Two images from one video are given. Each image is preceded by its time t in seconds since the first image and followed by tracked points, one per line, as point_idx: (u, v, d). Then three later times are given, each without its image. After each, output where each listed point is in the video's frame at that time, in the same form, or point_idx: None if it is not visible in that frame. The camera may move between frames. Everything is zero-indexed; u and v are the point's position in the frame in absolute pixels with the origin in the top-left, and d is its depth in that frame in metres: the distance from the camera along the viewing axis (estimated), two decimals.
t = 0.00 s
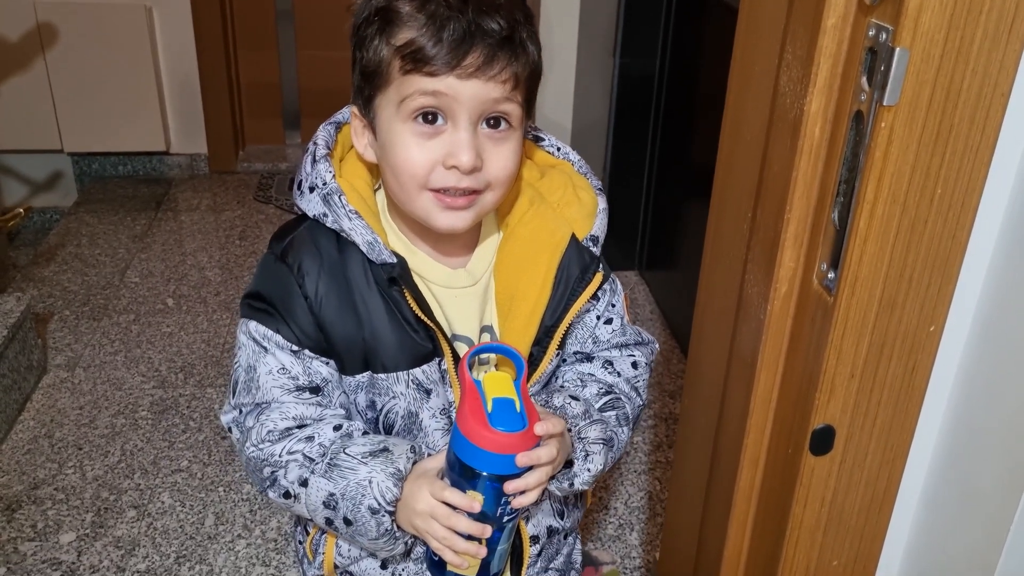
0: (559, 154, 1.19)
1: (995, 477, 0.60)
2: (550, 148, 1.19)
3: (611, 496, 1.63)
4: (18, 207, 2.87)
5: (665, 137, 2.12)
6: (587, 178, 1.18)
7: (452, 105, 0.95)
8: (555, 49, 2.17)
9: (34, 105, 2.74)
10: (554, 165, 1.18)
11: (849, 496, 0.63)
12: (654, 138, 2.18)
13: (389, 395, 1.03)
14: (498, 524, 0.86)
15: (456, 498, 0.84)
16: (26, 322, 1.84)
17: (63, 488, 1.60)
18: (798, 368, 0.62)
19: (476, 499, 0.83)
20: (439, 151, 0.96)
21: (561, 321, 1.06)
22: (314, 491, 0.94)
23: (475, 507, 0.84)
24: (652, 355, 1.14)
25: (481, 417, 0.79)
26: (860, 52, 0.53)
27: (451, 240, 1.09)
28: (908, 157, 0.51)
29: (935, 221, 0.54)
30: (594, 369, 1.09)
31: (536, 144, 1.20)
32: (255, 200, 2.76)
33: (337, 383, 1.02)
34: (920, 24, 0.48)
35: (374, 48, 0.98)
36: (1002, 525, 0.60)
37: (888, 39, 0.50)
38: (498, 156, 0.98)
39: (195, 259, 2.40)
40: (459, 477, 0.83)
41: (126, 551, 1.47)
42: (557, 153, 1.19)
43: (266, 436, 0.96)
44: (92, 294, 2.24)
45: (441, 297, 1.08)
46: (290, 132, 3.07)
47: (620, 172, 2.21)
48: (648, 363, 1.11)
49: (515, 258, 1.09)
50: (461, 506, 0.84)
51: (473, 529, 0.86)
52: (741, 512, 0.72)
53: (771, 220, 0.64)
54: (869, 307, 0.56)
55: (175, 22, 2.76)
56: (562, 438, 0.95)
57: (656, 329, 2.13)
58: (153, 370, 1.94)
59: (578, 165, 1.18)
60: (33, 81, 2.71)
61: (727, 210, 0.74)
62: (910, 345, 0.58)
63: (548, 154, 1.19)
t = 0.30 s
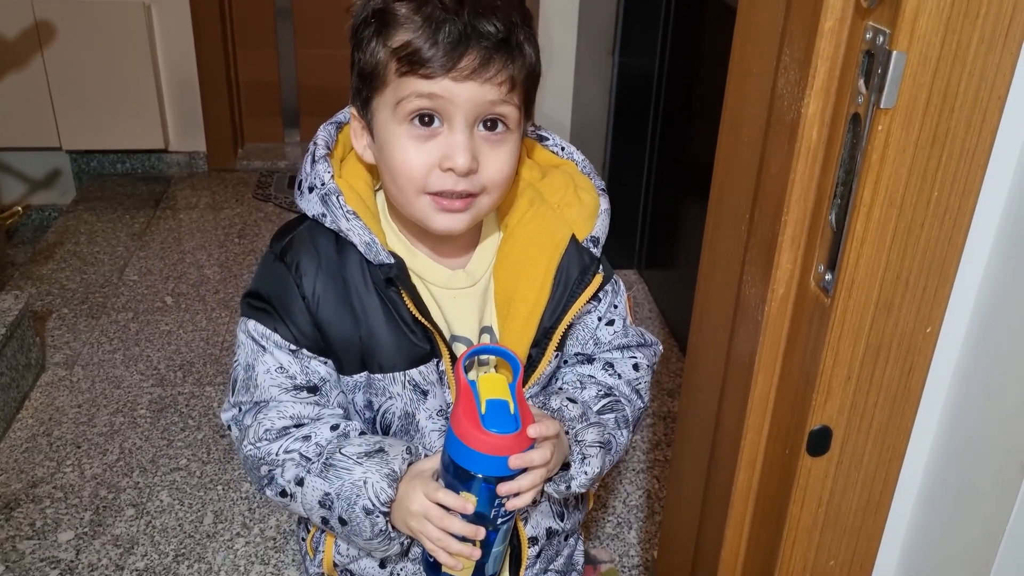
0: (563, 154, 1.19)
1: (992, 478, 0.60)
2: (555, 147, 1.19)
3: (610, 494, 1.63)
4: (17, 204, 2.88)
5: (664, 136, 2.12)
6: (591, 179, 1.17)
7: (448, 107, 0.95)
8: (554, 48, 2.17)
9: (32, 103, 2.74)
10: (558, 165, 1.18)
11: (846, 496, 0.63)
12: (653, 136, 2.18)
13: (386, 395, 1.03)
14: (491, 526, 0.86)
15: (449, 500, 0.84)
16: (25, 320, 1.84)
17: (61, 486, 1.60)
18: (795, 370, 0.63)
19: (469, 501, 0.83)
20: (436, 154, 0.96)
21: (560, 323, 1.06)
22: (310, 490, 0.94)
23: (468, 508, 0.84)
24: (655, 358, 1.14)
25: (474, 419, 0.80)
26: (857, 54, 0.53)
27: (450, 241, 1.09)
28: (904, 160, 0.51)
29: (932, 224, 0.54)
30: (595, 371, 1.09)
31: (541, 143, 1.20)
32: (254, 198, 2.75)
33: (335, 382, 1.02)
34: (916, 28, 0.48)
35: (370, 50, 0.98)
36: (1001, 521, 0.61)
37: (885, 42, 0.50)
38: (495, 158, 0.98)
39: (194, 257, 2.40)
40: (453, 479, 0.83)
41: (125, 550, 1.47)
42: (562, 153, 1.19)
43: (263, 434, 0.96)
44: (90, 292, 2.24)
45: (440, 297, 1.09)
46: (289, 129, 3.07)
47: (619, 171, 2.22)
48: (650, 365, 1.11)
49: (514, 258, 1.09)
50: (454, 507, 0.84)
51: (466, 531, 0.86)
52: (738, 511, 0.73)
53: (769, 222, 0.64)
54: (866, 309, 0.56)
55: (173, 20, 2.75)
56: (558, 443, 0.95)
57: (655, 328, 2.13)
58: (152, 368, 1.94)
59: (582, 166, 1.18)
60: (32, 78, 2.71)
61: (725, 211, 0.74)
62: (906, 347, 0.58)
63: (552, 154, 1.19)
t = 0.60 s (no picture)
0: (560, 144, 1.19)
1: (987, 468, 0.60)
2: (552, 138, 1.19)
3: (607, 491, 1.63)
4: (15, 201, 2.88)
5: (662, 133, 2.12)
6: (588, 168, 1.18)
7: (440, 98, 0.95)
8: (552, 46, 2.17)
9: (31, 100, 2.74)
10: (556, 156, 1.18)
11: (842, 488, 0.63)
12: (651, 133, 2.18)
13: (383, 386, 1.04)
14: (487, 515, 0.86)
15: (445, 488, 0.85)
16: (23, 316, 1.84)
17: (60, 482, 1.61)
18: (792, 362, 0.63)
19: (464, 490, 0.84)
20: (429, 145, 0.96)
21: (556, 313, 1.06)
22: (308, 481, 0.94)
23: (462, 496, 0.84)
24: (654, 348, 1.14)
25: (468, 408, 0.80)
26: (854, 46, 0.53)
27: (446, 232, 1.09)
28: (901, 151, 0.52)
29: (927, 216, 0.54)
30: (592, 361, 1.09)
31: (539, 134, 1.20)
32: (253, 196, 2.76)
33: (333, 374, 1.02)
34: (913, 19, 0.48)
35: (364, 42, 0.98)
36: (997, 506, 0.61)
37: (881, 33, 0.50)
38: (488, 149, 0.98)
39: (193, 254, 2.40)
40: (447, 467, 0.84)
41: (123, 545, 1.47)
42: (560, 143, 1.19)
43: (262, 427, 0.96)
44: (89, 289, 2.24)
45: (436, 289, 1.09)
46: (288, 127, 3.07)
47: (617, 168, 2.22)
48: (648, 355, 1.11)
49: (510, 248, 1.09)
50: (449, 496, 0.85)
51: (461, 520, 0.86)
52: (735, 502, 0.73)
53: (766, 214, 0.64)
54: (862, 301, 0.56)
55: (172, 18, 2.75)
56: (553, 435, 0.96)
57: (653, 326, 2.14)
58: (150, 365, 1.94)
59: (580, 156, 1.18)
60: (31, 76, 2.71)
61: (722, 205, 0.74)
62: (902, 339, 0.58)
63: (549, 145, 1.19)
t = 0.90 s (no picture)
0: (563, 140, 1.19)
1: (986, 468, 0.61)
2: (555, 135, 1.19)
3: (606, 491, 1.63)
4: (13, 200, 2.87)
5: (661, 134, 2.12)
6: (590, 165, 1.16)
7: (420, 77, 0.94)
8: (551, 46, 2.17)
9: (29, 99, 2.74)
10: (557, 152, 1.17)
11: (841, 489, 0.63)
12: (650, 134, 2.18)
13: (381, 389, 1.04)
14: (476, 513, 0.84)
15: (429, 490, 0.83)
16: (21, 315, 1.84)
17: (57, 481, 1.60)
18: (792, 362, 0.63)
19: (449, 490, 0.82)
20: (412, 127, 0.94)
21: (549, 309, 1.05)
22: (303, 484, 0.94)
23: (448, 496, 0.82)
24: (655, 349, 1.14)
25: (445, 407, 0.77)
26: (854, 46, 0.53)
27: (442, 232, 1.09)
28: (901, 152, 0.52)
29: (927, 216, 0.54)
30: (588, 359, 1.09)
31: (542, 131, 1.20)
32: (251, 195, 2.75)
33: (331, 377, 1.02)
34: (913, 18, 0.48)
35: (351, 34, 1.00)
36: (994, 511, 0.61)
37: (881, 33, 0.50)
38: (473, 132, 0.96)
39: (191, 253, 2.40)
40: (430, 467, 0.82)
41: (120, 545, 1.47)
42: (562, 139, 1.19)
43: (260, 430, 0.96)
44: (87, 288, 2.24)
45: (432, 291, 1.09)
46: (286, 127, 3.07)
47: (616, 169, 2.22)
48: (647, 357, 1.11)
49: (504, 245, 1.08)
50: (434, 497, 0.83)
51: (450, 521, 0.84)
52: (734, 504, 0.73)
53: (765, 214, 0.64)
54: (861, 301, 0.56)
55: (171, 17, 2.75)
56: (543, 433, 0.93)
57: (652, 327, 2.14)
58: (148, 364, 1.94)
59: (582, 153, 1.17)
60: (29, 74, 2.70)
61: (722, 205, 0.74)
62: (902, 340, 0.58)
63: (552, 141, 1.19)
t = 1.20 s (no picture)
0: (575, 150, 1.16)
1: (987, 471, 0.61)
2: (568, 145, 1.16)
3: (605, 493, 1.63)
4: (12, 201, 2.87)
5: (660, 136, 2.12)
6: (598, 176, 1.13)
7: (430, 79, 0.93)
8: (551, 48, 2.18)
9: (29, 99, 2.74)
10: (568, 163, 1.15)
11: (842, 493, 0.63)
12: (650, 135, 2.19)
13: (370, 396, 1.02)
14: (451, 528, 0.82)
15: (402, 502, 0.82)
16: (20, 316, 1.84)
17: (56, 482, 1.60)
18: (793, 364, 0.63)
19: (421, 504, 0.80)
20: (423, 130, 0.94)
21: (539, 321, 1.02)
22: (288, 486, 0.93)
23: (421, 511, 0.80)
24: (656, 371, 1.07)
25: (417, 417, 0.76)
26: (857, 51, 0.53)
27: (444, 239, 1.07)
28: (904, 156, 0.52)
29: (929, 221, 0.54)
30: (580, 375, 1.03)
31: (555, 140, 1.17)
32: (251, 196, 2.75)
33: (326, 382, 1.01)
34: (916, 24, 0.48)
35: (354, 35, 0.99)
36: (994, 519, 0.61)
37: (885, 37, 0.50)
38: (485, 132, 0.95)
39: (190, 254, 2.40)
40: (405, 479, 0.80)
41: (119, 546, 1.46)
42: (575, 149, 1.16)
43: (250, 431, 0.96)
44: (86, 289, 2.24)
45: (429, 299, 1.08)
46: (286, 128, 3.07)
47: (616, 171, 2.22)
48: (646, 379, 1.04)
49: (499, 254, 1.05)
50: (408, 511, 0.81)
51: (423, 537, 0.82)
52: (734, 507, 0.73)
53: (767, 217, 0.64)
54: (863, 305, 0.56)
55: (171, 18, 2.75)
56: (524, 445, 0.90)
57: (652, 329, 2.14)
58: (147, 365, 1.93)
59: (594, 164, 1.14)
60: (29, 75, 2.70)
61: (724, 208, 0.74)
62: (904, 344, 0.58)
63: (565, 152, 1.16)
